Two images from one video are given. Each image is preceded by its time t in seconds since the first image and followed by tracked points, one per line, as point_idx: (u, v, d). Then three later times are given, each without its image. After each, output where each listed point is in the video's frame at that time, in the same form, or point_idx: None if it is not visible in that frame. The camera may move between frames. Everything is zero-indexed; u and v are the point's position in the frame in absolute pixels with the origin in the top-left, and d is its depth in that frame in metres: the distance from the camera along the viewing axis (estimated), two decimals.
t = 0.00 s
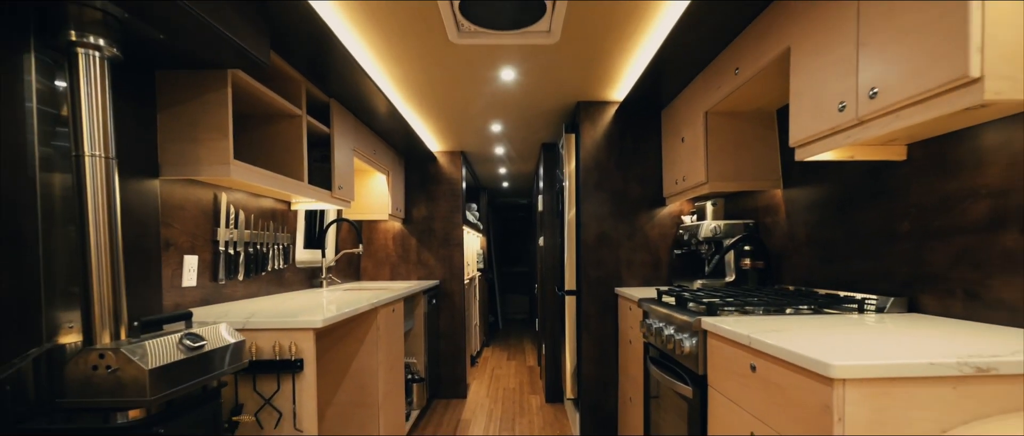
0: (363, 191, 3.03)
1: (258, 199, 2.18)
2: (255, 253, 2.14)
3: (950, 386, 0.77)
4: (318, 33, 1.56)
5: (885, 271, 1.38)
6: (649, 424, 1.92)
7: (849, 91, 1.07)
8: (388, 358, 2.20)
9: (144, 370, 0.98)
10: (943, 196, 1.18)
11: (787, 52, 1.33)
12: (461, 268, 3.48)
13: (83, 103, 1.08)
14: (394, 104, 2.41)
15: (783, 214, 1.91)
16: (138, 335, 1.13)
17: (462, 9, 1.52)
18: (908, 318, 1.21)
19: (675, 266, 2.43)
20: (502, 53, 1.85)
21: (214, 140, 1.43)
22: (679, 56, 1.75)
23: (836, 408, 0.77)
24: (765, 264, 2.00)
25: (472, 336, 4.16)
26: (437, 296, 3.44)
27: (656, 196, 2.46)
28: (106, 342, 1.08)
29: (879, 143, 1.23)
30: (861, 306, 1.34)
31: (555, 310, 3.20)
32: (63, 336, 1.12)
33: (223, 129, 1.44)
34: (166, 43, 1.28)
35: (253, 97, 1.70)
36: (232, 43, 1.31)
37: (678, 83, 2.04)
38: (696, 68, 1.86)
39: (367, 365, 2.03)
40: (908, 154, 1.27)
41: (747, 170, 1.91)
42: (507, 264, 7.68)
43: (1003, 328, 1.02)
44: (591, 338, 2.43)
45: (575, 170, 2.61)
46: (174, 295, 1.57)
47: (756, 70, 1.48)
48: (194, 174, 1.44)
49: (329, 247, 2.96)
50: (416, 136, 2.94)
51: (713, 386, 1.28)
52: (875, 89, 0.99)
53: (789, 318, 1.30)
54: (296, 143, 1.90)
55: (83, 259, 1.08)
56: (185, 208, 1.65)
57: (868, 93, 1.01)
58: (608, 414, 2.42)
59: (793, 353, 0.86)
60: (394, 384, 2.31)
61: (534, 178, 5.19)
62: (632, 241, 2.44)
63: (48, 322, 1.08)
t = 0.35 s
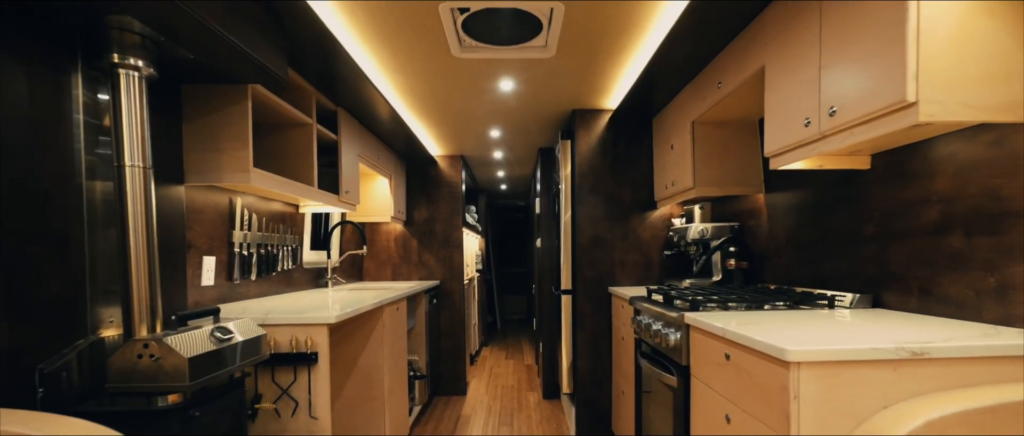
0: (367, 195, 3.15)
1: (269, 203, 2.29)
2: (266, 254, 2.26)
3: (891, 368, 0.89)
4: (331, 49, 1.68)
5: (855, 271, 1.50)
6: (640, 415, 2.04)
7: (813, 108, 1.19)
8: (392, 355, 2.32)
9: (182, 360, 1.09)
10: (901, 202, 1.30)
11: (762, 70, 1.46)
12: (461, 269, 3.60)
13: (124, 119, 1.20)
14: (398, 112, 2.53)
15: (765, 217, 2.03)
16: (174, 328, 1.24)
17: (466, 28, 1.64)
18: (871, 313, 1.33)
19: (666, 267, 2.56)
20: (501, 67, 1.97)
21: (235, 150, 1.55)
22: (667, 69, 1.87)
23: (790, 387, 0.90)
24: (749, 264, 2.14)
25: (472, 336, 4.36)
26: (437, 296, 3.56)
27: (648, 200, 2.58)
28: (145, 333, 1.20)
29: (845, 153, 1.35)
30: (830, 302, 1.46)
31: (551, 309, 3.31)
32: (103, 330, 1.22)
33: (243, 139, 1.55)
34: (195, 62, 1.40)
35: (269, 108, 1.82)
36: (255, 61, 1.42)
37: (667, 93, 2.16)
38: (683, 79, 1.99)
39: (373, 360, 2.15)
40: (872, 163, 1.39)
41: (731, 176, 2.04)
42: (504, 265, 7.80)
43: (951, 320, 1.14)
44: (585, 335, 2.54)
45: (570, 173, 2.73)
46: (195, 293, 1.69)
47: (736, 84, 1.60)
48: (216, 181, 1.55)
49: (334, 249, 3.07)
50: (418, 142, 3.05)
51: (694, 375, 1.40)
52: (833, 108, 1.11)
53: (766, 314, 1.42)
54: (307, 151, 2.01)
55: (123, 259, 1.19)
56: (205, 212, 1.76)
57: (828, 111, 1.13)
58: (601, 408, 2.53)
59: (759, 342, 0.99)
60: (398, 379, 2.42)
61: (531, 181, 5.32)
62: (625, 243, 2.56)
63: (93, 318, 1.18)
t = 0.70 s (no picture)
0: (369, 197, 3.25)
1: (278, 206, 2.39)
2: (276, 255, 2.36)
3: (847, 356, 1.03)
4: (341, 64, 1.78)
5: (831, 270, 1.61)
6: (633, 408, 2.15)
7: (787, 121, 1.30)
8: (397, 352, 2.42)
9: (213, 350, 1.22)
10: (870, 206, 1.41)
11: (743, 83, 1.56)
12: (461, 269, 3.70)
13: (155, 132, 1.29)
14: (401, 119, 2.61)
15: (751, 219, 2.15)
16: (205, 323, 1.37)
17: (467, 44, 1.73)
18: (844, 309, 1.44)
19: (658, 267, 2.67)
20: (501, 78, 2.07)
21: (251, 158, 1.64)
22: (657, 79, 1.98)
23: (761, 373, 1.02)
24: (736, 264, 2.25)
25: (472, 333, 4.54)
26: (438, 296, 3.66)
27: (641, 203, 2.70)
28: (176, 327, 1.31)
29: (819, 162, 1.47)
30: (807, 299, 1.58)
31: (548, 308, 3.42)
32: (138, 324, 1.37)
33: (259, 147, 1.64)
34: (214, 76, 1.48)
35: (281, 118, 1.92)
36: (274, 78, 1.52)
37: (658, 102, 2.27)
38: (673, 89, 2.09)
39: (379, 356, 2.25)
40: (844, 170, 1.51)
41: (719, 181, 2.14)
42: (502, 265, 7.91)
43: (911, 315, 1.26)
44: (582, 332, 2.65)
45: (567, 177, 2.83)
46: (212, 292, 1.79)
47: (721, 96, 1.71)
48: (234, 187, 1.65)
49: (338, 250, 3.17)
50: (419, 146, 3.15)
51: (681, 367, 1.50)
52: (805, 122, 1.22)
53: (748, 310, 1.53)
54: (315, 156, 2.09)
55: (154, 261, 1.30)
56: (221, 216, 1.87)
57: (800, 124, 1.24)
58: (597, 402, 2.64)
59: (734, 334, 1.10)
60: (402, 374, 2.53)
61: (529, 183, 5.43)
62: (619, 244, 2.67)
63: (128, 313, 1.32)
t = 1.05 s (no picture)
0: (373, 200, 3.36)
1: (286, 209, 2.50)
2: (284, 256, 2.47)
3: (813, 348, 1.15)
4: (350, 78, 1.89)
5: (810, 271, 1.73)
6: (626, 401, 2.26)
7: (763, 135, 1.41)
8: (401, 349, 2.53)
9: (239, 346, 1.33)
10: (842, 212, 1.53)
11: (725, 98, 1.68)
12: (461, 270, 3.82)
13: (182, 144, 1.40)
14: (404, 126, 2.72)
15: (737, 222, 2.26)
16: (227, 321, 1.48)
17: (469, 60, 1.84)
18: (818, 306, 1.56)
19: (651, 267, 2.78)
20: (500, 90, 2.18)
21: (266, 167, 1.75)
22: (648, 91, 2.09)
23: (735, 365, 1.14)
24: (723, 264, 2.37)
25: (472, 333, 4.70)
26: (439, 295, 3.77)
27: (634, 206, 2.81)
28: (203, 325, 1.43)
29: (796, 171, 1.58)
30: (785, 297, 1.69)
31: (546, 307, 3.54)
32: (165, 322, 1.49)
33: (274, 156, 1.75)
34: (234, 92, 1.59)
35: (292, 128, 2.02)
36: (289, 93, 1.63)
37: (650, 110, 2.38)
38: (663, 99, 2.21)
39: (384, 352, 2.36)
40: (819, 178, 1.62)
41: (707, 185, 2.26)
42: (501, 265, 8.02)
43: (877, 312, 1.37)
44: (578, 329, 2.77)
45: (564, 181, 2.95)
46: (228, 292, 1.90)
47: (705, 108, 1.82)
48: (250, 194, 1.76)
49: (342, 251, 3.28)
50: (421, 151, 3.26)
51: (668, 361, 1.62)
52: (777, 136, 1.34)
53: (731, 308, 1.64)
54: (323, 163, 2.20)
55: (181, 264, 1.41)
56: (235, 220, 1.97)
57: (773, 138, 1.36)
58: (592, 397, 2.76)
59: (713, 329, 1.22)
60: (406, 370, 2.64)
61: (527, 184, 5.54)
62: (613, 245, 2.78)
63: (158, 313, 1.44)
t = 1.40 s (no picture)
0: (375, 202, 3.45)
1: (293, 212, 2.59)
2: (291, 257, 2.56)
3: (787, 342, 1.24)
4: (356, 88, 1.98)
5: (793, 271, 1.82)
6: (621, 396, 2.35)
7: (745, 143, 1.51)
8: (403, 346, 2.62)
9: (256, 341, 1.42)
10: (821, 215, 1.62)
11: (711, 107, 1.77)
12: (461, 270, 3.91)
13: (200, 153, 1.50)
14: (407, 131, 2.81)
15: (726, 224, 2.36)
16: (243, 318, 1.58)
17: (469, 70, 1.93)
18: (799, 304, 1.65)
19: (645, 267, 2.88)
20: (498, 98, 2.27)
21: (277, 173, 1.84)
22: (640, 99, 2.19)
23: (715, 357, 1.23)
24: (713, 264, 2.47)
25: (473, 332, 4.80)
26: (440, 294, 3.87)
27: (629, 208, 2.91)
28: (221, 321, 1.52)
29: (778, 176, 1.68)
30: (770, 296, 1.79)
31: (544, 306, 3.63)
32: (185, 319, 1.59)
33: (284, 162, 1.85)
34: (248, 103, 1.69)
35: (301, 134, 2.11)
36: (299, 103, 1.72)
37: (643, 117, 2.48)
38: (655, 106, 2.30)
39: (387, 350, 2.45)
40: (800, 183, 1.72)
41: (698, 188, 2.35)
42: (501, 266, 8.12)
43: (851, 309, 1.47)
44: (574, 327, 2.86)
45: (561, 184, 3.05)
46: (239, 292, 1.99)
47: (694, 115, 1.91)
48: (261, 198, 1.85)
49: (346, 252, 3.37)
50: (422, 154, 3.35)
51: (658, 356, 1.71)
52: (757, 145, 1.43)
53: (717, 306, 1.73)
54: (329, 168, 2.29)
55: (200, 265, 1.51)
56: (246, 222, 2.07)
57: (754, 147, 1.45)
58: (588, 392, 2.85)
59: (696, 324, 1.31)
60: (408, 367, 2.73)
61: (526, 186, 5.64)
62: (609, 245, 2.88)
63: (178, 311, 1.53)
